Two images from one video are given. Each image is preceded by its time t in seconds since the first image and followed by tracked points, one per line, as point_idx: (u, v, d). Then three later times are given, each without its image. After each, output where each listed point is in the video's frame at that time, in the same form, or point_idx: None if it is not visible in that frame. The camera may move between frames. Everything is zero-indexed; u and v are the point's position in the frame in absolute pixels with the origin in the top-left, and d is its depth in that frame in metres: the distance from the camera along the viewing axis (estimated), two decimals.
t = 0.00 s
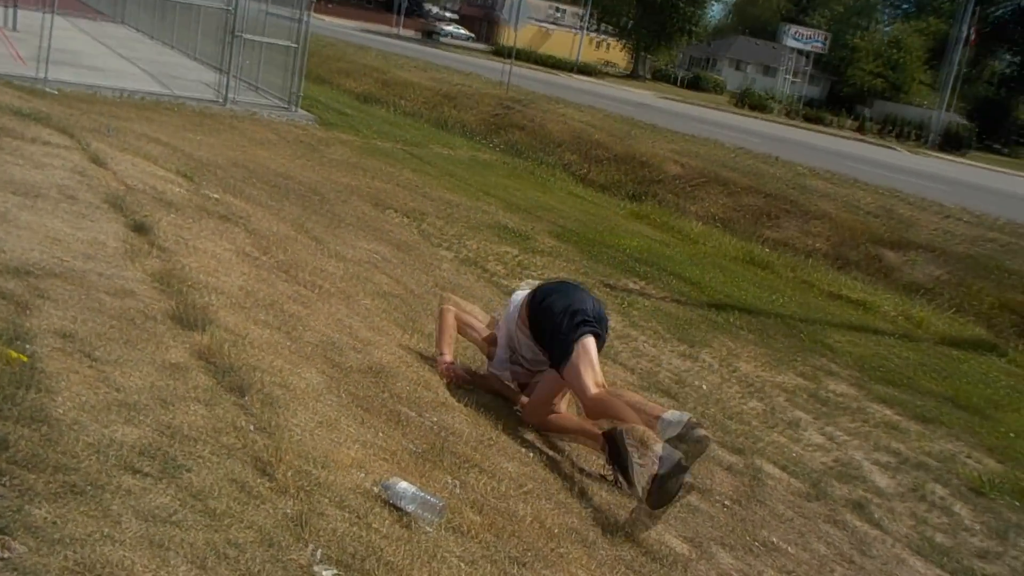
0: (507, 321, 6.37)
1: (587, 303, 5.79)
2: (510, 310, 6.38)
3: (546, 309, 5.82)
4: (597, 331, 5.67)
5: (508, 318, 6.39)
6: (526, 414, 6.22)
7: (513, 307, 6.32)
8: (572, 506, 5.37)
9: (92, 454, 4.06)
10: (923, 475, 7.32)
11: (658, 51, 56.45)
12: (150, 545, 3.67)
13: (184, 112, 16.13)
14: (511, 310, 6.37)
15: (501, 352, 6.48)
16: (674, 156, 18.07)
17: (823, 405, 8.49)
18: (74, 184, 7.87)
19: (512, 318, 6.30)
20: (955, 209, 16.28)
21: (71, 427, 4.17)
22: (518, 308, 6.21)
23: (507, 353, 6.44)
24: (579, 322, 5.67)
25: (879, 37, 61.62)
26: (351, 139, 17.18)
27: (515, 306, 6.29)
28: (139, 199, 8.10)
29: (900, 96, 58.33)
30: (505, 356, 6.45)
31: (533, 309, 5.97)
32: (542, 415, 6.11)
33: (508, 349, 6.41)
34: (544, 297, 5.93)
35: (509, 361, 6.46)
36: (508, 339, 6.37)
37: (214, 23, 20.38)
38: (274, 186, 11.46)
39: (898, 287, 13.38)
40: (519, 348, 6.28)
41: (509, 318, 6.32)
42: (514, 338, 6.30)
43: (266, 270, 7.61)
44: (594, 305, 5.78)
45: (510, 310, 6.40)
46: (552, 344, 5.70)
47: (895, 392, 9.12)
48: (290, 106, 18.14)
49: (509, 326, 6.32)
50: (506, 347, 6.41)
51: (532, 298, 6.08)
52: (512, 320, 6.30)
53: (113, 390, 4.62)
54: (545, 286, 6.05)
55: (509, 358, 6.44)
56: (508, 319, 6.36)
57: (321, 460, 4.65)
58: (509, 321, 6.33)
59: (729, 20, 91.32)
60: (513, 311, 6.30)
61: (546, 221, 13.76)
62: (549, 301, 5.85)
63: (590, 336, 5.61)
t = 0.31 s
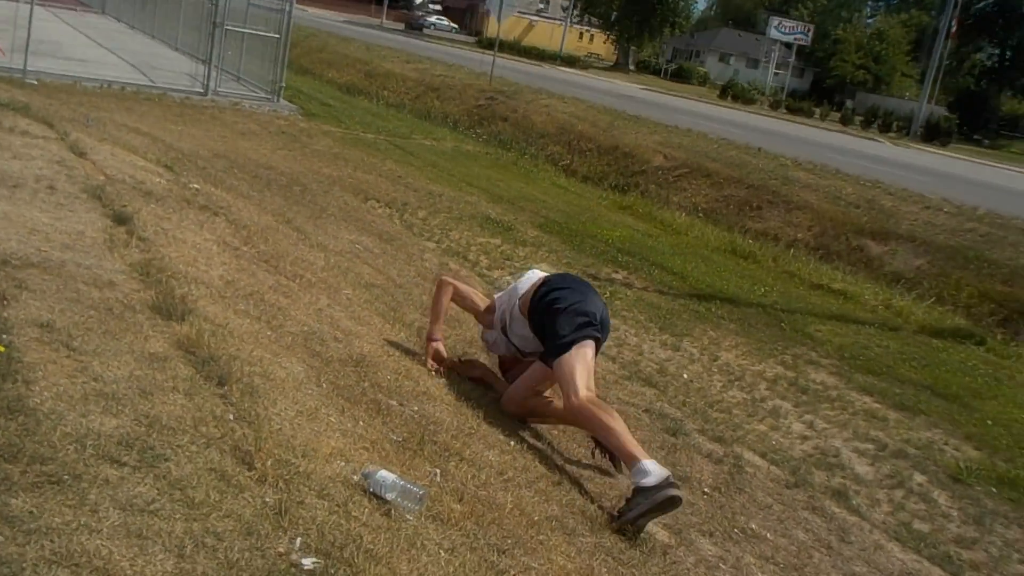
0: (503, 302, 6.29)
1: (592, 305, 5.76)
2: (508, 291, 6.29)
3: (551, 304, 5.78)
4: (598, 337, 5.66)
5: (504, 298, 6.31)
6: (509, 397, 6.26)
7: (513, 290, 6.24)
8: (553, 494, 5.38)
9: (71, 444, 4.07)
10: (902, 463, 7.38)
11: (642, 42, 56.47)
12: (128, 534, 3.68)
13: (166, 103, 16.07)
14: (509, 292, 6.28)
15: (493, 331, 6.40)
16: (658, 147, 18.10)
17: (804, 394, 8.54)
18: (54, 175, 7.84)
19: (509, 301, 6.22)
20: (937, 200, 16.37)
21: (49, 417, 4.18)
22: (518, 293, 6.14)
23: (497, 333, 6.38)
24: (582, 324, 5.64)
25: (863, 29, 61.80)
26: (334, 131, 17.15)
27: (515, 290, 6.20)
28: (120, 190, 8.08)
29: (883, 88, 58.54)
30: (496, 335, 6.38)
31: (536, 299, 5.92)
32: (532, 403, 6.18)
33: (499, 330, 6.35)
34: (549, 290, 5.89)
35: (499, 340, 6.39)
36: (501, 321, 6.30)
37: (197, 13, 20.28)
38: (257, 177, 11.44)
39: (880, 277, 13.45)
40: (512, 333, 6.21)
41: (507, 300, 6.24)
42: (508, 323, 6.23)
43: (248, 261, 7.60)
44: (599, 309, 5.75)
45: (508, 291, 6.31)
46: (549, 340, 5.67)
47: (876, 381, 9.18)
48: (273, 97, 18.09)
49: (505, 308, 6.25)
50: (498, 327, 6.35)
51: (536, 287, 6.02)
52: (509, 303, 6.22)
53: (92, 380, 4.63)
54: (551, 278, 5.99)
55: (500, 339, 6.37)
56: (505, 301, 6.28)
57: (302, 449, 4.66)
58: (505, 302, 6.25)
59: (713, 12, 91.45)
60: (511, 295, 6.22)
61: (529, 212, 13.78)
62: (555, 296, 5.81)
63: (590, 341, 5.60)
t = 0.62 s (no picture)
0: (502, 287, 6.26)
1: (598, 325, 5.88)
2: (509, 277, 6.26)
3: (557, 315, 5.87)
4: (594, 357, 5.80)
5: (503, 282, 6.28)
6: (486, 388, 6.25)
7: (516, 279, 6.20)
8: (532, 483, 5.36)
9: (45, 437, 4.09)
10: (878, 450, 7.43)
11: (621, 32, 56.47)
12: (103, 526, 3.68)
13: (142, 92, 15.95)
14: (511, 278, 6.24)
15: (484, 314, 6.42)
16: (637, 137, 18.12)
17: (781, 382, 8.59)
18: (27, 165, 7.78)
19: (510, 291, 6.20)
20: (913, 189, 16.47)
21: (22, 410, 4.22)
22: (521, 286, 6.13)
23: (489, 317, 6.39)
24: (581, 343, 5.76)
25: (840, 19, 62.01)
26: (312, 120, 17.07)
27: (517, 281, 6.17)
28: (95, 180, 8.03)
29: (861, 77, 58.79)
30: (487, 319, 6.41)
31: (542, 302, 5.99)
32: (508, 397, 6.16)
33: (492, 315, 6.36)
34: (560, 297, 5.96)
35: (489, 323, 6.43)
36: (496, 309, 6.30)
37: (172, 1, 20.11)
38: (233, 166, 11.37)
39: (857, 266, 13.52)
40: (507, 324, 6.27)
41: (507, 289, 6.22)
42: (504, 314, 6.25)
43: (224, 251, 7.57)
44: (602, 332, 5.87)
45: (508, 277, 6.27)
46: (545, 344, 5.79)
47: (853, 369, 9.24)
48: (250, 86, 17.97)
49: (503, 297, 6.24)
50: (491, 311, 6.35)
51: (544, 287, 6.06)
52: (508, 293, 6.21)
53: (66, 371, 4.65)
54: (563, 283, 6.05)
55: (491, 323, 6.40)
56: (504, 288, 6.24)
57: (279, 440, 4.65)
58: (505, 290, 6.24)
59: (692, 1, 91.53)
60: (513, 285, 6.19)
61: (508, 202, 13.77)
62: (564, 306, 5.89)
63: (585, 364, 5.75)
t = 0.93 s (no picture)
0: (507, 281, 6.23)
1: (598, 352, 5.91)
2: (516, 272, 6.24)
3: (566, 328, 5.92)
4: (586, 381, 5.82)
5: (507, 275, 6.25)
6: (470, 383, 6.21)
7: (525, 277, 6.19)
8: (511, 473, 5.35)
9: (20, 429, 4.07)
10: (856, 438, 7.48)
11: (599, 23, 56.44)
12: (80, 520, 3.68)
13: (117, 84, 15.81)
14: (518, 273, 6.22)
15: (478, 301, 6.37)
16: (616, 128, 18.13)
17: (760, 371, 8.62)
18: None
19: (516, 287, 6.18)
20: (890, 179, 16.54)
21: None
22: (529, 290, 6.11)
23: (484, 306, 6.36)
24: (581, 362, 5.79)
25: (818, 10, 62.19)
26: (289, 111, 16.98)
27: (526, 280, 6.17)
28: (69, 172, 7.96)
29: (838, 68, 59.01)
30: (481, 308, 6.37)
31: (552, 312, 6.03)
32: (494, 395, 6.13)
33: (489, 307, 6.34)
34: (571, 312, 5.99)
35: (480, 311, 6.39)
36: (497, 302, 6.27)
37: None
38: (209, 158, 11.30)
39: (835, 255, 13.59)
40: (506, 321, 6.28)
41: (513, 285, 6.20)
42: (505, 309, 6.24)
43: (200, 243, 7.52)
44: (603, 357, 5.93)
45: (515, 271, 6.25)
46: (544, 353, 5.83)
47: (830, 358, 9.29)
48: (226, 77, 17.85)
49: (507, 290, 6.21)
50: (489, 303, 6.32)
51: (556, 299, 6.07)
52: (514, 289, 6.18)
53: (41, 364, 4.63)
54: (576, 301, 6.05)
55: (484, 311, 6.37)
56: (511, 282, 6.21)
57: (257, 433, 4.63)
58: (512, 290, 6.20)
59: None
60: (521, 282, 6.17)
61: (486, 193, 13.76)
62: (574, 323, 5.93)
63: (585, 380, 5.81)
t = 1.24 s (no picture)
0: (516, 284, 6.00)
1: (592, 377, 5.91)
2: (527, 276, 6.02)
3: (573, 343, 5.92)
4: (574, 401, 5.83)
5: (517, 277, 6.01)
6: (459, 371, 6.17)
7: (536, 284, 6.02)
8: (491, 463, 5.34)
9: None
10: (835, 426, 7.52)
11: (578, 13, 56.40)
12: (56, 515, 3.70)
13: (93, 76, 15.69)
14: (528, 280, 6.01)
15: (476, 292, 6.13)
16: (595, 118, 18.13)
17: (739, 360, 8.65)
18: None
19: (523, 292, 6.01)
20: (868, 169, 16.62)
21: None
22: (537, 302, 5.99)
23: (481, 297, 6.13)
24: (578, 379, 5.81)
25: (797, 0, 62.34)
26: (267, 103, 16.89)
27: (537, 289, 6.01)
28: (44, 165, 7.91)
29: (817, 58, 59.19)
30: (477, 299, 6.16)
31: (557, 325, 6.02)
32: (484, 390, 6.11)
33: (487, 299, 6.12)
34: (577, 332, 5.97)
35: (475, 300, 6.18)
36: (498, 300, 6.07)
37: None
38: (187, 150, 11.24)
39: (813, 245, 13.65)
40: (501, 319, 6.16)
41: (521, 291, 6.00)
42: (504, 308, 6.08)
43: (178, 236, 7.48)
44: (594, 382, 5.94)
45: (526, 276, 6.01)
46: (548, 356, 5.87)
47: (809, 346, 9.33)
48: (203, 69, 17.75)
49: (512, 293, 6.01)
50: (488, 296, 6.11)
51: (564, 315, 6.03)
52: (520, 295, 6.01)
53: (17, 359, 4.64)
54: (583, 323, 6.02)
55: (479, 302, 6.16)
56: (520, 288, 6.00)
57: (236, 425, 4.62)
58: (522, 296, 6.01)
59: None
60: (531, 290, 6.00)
61: (466, 184, 13.74)
62: (581, 342, 5.93)
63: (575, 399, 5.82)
